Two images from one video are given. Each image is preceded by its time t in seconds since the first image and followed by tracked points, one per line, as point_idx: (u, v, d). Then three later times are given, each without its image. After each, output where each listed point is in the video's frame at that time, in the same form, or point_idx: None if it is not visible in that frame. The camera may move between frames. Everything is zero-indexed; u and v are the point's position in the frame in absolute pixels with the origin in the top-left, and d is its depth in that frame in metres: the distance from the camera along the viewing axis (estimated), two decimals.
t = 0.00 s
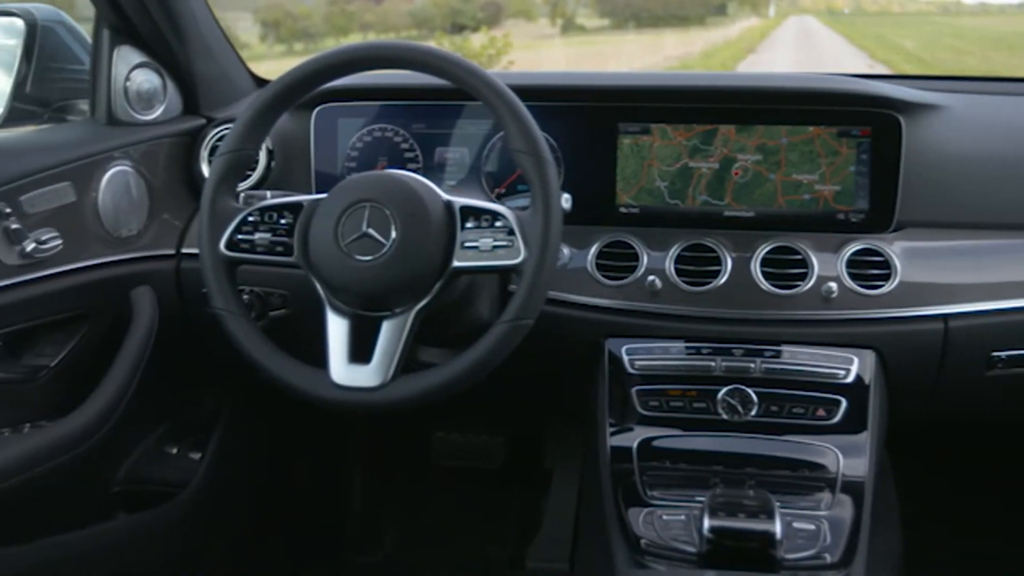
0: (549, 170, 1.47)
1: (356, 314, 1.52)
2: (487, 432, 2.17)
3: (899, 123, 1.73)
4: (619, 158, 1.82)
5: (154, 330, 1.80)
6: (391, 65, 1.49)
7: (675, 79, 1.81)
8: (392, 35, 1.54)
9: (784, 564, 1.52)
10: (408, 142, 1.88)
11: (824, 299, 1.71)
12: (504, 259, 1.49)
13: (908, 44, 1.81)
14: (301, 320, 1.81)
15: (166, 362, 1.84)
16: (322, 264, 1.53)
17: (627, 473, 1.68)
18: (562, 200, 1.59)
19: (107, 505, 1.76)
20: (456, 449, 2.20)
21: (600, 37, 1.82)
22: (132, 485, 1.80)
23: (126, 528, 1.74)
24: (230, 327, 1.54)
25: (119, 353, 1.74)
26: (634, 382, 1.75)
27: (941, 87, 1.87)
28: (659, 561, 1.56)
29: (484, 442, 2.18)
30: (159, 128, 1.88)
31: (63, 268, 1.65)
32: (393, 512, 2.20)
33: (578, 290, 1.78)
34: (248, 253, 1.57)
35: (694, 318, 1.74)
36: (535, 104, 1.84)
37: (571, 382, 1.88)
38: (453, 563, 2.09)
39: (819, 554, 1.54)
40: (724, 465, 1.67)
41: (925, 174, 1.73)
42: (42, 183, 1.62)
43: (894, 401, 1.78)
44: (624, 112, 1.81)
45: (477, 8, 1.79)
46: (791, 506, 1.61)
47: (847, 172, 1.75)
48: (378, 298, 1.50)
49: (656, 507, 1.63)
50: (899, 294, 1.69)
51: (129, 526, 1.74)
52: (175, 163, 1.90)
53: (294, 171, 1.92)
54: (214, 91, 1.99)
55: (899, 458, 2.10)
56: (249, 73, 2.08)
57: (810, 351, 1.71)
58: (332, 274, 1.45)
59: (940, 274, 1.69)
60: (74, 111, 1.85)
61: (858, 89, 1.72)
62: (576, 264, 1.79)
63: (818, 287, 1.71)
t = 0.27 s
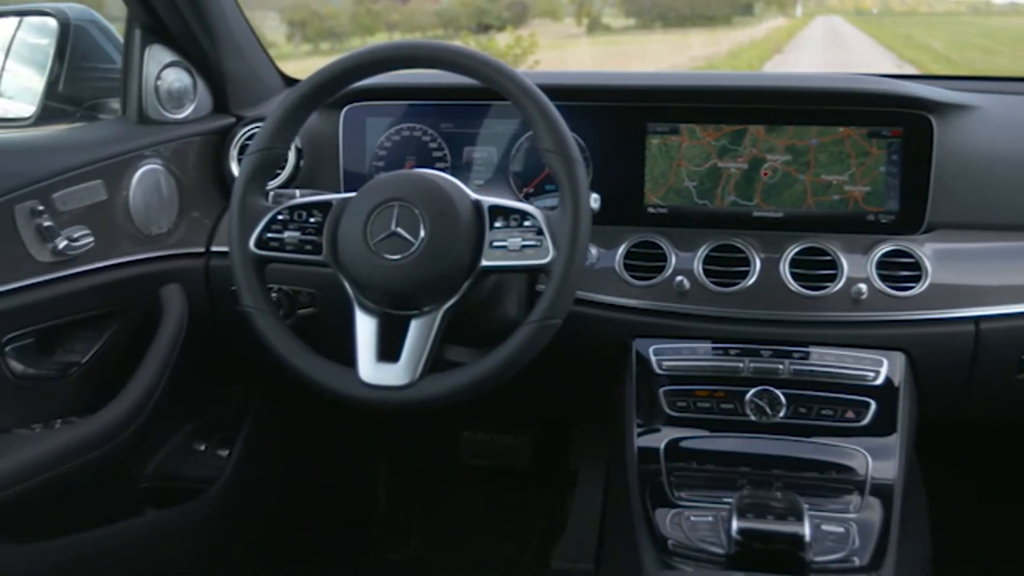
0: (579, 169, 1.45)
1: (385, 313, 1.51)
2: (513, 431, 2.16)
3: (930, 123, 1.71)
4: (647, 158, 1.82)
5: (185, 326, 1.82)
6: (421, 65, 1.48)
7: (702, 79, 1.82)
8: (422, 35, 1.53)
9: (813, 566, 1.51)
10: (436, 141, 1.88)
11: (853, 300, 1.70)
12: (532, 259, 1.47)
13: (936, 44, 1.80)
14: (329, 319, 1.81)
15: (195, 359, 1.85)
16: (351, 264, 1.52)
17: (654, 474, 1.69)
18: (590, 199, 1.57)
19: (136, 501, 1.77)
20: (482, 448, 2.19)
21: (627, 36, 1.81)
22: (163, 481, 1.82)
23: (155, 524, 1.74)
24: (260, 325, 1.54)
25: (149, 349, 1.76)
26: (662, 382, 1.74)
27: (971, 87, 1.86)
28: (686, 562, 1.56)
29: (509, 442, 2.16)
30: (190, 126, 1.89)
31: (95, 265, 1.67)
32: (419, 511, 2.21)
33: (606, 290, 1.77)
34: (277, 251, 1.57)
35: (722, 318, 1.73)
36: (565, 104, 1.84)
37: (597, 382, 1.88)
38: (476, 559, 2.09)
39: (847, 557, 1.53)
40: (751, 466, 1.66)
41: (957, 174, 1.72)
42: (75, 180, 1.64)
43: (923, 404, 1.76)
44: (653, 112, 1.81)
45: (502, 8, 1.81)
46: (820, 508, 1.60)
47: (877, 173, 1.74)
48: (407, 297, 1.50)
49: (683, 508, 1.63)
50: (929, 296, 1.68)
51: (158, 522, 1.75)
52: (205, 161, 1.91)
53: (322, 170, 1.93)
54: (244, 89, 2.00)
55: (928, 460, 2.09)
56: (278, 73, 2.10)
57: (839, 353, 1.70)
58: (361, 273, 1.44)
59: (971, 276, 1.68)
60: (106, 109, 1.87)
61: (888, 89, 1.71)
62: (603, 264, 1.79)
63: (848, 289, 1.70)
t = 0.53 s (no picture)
0: (602, 169, 1.43)
1: (408, 312, 1.49)
2: (535, 432, 2.17)
3: (956, 123, 1.70)
4: (671, 158, 1.82)
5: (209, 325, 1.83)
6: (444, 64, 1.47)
7: (723, 79, 1.81)
8: (447, 35, 1.53)
9: (836, 568, 1.51)
10: (459, 141, 1.88)
11: (878, 302, 1.69)
12: (555, 259, 1.45)
13: (959, 44, 1.79)
14: (351, 317, 1.82)
15: (218, 357, 1.86)
16: (374, 263, 1.50)
17: (676, 475, 1.68)
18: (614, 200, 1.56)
19: (159, 499, 1.78)
20: (504, 448, 2.20)
21: (649, 36, 1.81)
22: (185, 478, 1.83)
23: (178, 521, 1.75)
24: (283, 324, 1.53)
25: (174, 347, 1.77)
26: (684, 383, 1.74)
27: (995, 88, 1.86)
28: (709, 564, 1.55)
29: (530, 442, 2.18)
30: (215, 125, 1.90)
31: (121, 263, 1.68)
32: (440, 512, 2.21)
33: (628, 291, 1.78)
34: (301, 250, 1.56)
35: (745, 319, 1.73)
36: (587, 104, 1.85)
37: (620, 383, 1.88)
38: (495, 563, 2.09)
39: (870, 560, 1.52)
40: (774, 468, 1.66)
41: (983, 175, 1.70)
42: (101, 179, 1.65)
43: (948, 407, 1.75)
44: (676, 112, 1.81)
45: (524, 8, 1.80)
46: (843, 511, 1.59)
47: (902, 174, 1.73)
48: (430, 296, 1.47)
49: (706, 509, 1.63)
50: (954, 298, 1.67)
51: (181, 519, 1.75)
52: (229, 160, 1.92)
53: (346, 170, 1.93)
54: (268, 89, 2.01)
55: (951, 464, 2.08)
56: (302, 72, 2.10)
57: (863, 355, 1.69)
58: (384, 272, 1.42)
59: (997, 278, 1.66)
60: (131, 109, 1.88)
61: (912, 90, 1.70)
62: (626, 265, 1.79)
63: (872, 290, 1.69)
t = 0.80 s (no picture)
0: (628, 169, 1.41)
1: (433, 311, 1.48)
2: (558, 432, 2.17)
3: (984, 124, 1.69)
4: (696, 159, 1.81)
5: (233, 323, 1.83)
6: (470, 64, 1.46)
7: (745, 79, 1.81)
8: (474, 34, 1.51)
9: (862, 571, 1.50)
10: (484, 140, 1.89)
11: (904, 303, 1.68)
12: (580, 259, 1.43)
13: (986, 44, 1.76)
14: (375, 316, 1.83)
15: (243, 355, 1.87)
16: (399, 262, 1.49)
17: (701, 476, 1.68)
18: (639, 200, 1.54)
19: (184, 495, 1.78)
20: (527, 448, 2.21)
21: (671, 36, 1.82)
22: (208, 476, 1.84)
23: (203, 518, 1.75)
24: (309, 323, 1.52)
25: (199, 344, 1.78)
26: (708, 384, 1.74)
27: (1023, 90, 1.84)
28: (734, 566, 1.55)
29: (552, 441, 2.19)
30: (242, 124, 1.92)
31: (148, 261, 1.69)
32: (461, 513, 2.22)
33: (653, 291, 1.78)
34: (326, 250, 1.54)
35: (770, 320, 1.73)
36: (612, 104, 1.84)
37: (644, 383, 1.88)
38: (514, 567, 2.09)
39: (897, 563, 1.51)
40: (796, 469, 1.65)
41: (1013, 177, 1.68)
42: (129, 177, 1.66)
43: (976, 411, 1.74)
44: (702, 112, 1.81)
45: (547, 8, 1.82)
46: (869, 513, 1.59)
47: (929, 175, 1.72)
48: (453, 295, 1.46)
49: (730, 510, 1.62)
50: (982, 300, 1.66)
51: (206, 516, 1.76)
52: (255, 159, 1.93)
53: (371, 169, 1.94)
54: (293, 88, 2.02)
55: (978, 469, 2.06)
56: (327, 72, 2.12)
57: (889, 357, 1.68)
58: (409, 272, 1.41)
59: None
60: (158, 108, 1.89)
61: (939, 91, 1.69)
62: (650, 265, 1.79)
63: (899, 291, 1.68)
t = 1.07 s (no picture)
0: (651, 168, 1.38)
1: (456, 311, 1.46)
2: (579, 432, 2.14)
3: (1011, 124, 1.68)
4: (719, 159, 1.81)
5: (255, 323, 1.84)
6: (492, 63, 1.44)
7: (768, 79, 1.80)
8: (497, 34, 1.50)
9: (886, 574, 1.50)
10: (506, 139, 1.89)
11: (929, 305, 1.67)
12: (603, 259, 1.41)
13: (1010, 45, 1.74)
14: (397, 314, 1.83)
15: (265, 354, 1.88)
16: (421, 261, 1.47)
17: (723, 477, 1.68)
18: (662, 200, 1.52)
19: (206, 493, 1.79)
20: (548, 448, 2.19)
21: (692, 36, 1.82)
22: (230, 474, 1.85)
23: (225, 515, 1.76)
24: (332, 323, 1.49)
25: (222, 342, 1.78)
26: (731, 385, 1.73)
27: None
28: (757, 567, 1.56)
29: (574, 441, 2.16)
30: (265, 124, 1.93)
31: (173, 259, 1.70)
32: (482, 513, 2.24)
33: (676, 291, 1.77)
34: (350, 249, 1.53)
35: (793, 321, 1.71)
36: (634, 104, 1.84)
37: (667, 383, 1.88)
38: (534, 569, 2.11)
39: (920, 566, 1.51)
40: (820, 471, 1.65)
41: None
42: (154, 175, 1.67)
43: (1001, 413, 1.72)
44: (726, 112, 1.80)
45: (567, 7, 1.83)
46: (893, 516, 1.59)
47: (955, 176, 1.71)
48: (475, 295, 1.44)
49: (753, 512, 1.63)
50: (1007, 303, 1.65)
51: (229, 513, 1.77)
52: (278, 158, 1.94)
53: (394, 168, 1.94)
54: (317, 88, 2.03)
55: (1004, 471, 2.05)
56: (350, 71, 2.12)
57: (913, 359, 1.67)
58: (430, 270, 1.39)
59: None
60: (182, 107, 1.90)
61: (964, 92, 1.68)
62: (673, 265, 1.79)
63: (923, 293, 1.67)
